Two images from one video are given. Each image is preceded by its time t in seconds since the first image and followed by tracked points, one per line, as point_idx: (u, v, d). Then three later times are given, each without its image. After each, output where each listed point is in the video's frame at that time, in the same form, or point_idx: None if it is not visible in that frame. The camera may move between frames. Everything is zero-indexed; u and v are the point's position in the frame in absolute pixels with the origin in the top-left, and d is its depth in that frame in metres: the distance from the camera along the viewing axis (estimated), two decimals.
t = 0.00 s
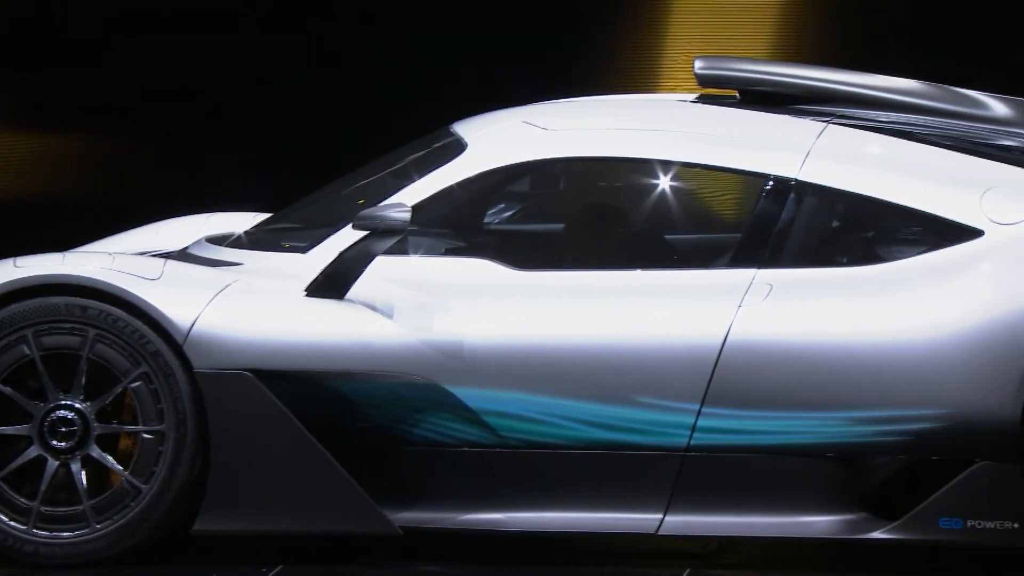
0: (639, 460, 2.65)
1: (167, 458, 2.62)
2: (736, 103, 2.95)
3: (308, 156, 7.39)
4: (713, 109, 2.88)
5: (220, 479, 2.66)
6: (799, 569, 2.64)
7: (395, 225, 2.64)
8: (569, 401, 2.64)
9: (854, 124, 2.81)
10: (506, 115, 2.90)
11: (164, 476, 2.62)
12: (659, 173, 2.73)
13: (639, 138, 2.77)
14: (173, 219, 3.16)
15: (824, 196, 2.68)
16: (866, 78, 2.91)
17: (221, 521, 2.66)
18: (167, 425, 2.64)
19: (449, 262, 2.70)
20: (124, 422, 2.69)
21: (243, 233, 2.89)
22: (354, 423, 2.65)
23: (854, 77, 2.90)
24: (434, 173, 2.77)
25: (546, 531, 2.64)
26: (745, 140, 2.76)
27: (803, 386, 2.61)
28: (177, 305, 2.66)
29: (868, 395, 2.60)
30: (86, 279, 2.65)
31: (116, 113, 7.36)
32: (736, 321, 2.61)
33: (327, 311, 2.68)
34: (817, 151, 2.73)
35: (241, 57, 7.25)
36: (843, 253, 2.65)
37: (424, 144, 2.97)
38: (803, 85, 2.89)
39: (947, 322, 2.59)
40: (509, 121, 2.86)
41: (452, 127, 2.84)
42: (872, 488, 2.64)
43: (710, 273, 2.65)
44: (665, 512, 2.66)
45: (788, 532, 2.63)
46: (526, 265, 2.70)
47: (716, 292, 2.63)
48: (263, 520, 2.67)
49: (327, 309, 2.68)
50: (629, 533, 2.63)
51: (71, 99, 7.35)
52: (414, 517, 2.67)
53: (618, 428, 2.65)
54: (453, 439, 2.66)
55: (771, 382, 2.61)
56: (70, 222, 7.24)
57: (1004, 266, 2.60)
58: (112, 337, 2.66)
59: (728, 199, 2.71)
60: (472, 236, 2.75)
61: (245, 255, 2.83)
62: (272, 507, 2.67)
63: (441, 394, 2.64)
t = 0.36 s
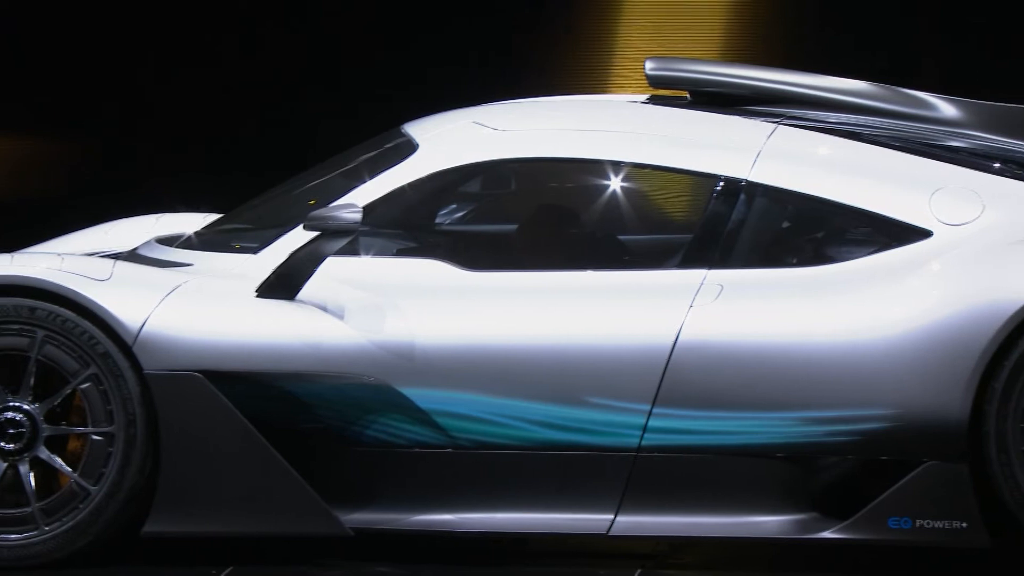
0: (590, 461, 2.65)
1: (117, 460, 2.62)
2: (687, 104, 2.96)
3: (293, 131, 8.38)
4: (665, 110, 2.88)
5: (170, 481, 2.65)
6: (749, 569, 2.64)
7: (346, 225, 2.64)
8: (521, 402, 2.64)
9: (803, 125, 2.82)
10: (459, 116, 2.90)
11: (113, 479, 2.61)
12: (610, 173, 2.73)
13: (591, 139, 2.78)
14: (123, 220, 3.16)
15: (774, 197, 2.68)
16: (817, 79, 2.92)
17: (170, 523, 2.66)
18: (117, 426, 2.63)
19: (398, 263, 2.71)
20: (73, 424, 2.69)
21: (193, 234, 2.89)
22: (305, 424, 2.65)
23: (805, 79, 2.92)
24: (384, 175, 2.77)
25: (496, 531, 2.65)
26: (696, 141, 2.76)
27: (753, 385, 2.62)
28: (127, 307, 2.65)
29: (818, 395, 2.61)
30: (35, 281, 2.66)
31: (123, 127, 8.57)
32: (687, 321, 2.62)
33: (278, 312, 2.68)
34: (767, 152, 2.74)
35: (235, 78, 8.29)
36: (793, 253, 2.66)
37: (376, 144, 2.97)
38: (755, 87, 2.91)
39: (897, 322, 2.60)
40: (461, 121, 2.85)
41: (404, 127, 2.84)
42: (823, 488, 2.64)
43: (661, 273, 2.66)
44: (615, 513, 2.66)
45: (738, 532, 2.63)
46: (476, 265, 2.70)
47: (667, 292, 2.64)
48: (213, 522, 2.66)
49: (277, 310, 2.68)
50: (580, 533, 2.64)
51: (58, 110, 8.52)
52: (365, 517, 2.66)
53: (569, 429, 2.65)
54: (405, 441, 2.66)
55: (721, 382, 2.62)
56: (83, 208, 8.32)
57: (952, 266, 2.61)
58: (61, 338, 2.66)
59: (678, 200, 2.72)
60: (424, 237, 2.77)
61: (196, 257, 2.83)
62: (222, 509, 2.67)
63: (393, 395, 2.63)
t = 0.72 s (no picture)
0: (541, 462, 2.65)
1: (64, 461, 2.62)
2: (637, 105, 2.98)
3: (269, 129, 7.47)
4: (616, 111, 2.89)
5: (118, 482, 2.65)
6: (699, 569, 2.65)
7: (295, 227, 2.63)
8: (471, 403, 2.64)
9: (752, 125, 2.83)
10: (410, 117, 2.91)
11: (60, 481, 2.62)
12: (561, 173, 2.74)
13: (542, 139, 2.78)
14: (70, 220, 3.17)
15: (723, 198, 2.69)
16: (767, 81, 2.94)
17: (118, 525, 2.66)
18: (65, 427, 2.63)
19: (350, 264, 2.70)
20: (20, 425, 2.71)
21: (142, 235, 2.89)
22: (254, 424, 2.64)
23: (755, 80, 2.94)
24: (333, 175, 2.78)
25: (446, 532, 2.65)
26: (647, 142, 2.77)
27: (702, 385, 2.62)
28: (75, 307, 2.66)
29: (768, 396, 2.61)
30: None
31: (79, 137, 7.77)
32: (637, 322, 2.62)
33: (228, 312, 2.67)
34: (717, 153, 2.75)
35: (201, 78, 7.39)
36: (742, 254, 2.67)
37: (325, 144, 2.97)
38: (705, 88, 2.92)
39: (846, 323, 2.61)
40: (410, 122, 2.86)
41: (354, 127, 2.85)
42: (772, 487, 2.65)
43: (610, 275, 2.66)
44: (566, 514, 2.66)
45: (689, 533, 2.64)
46: (429, 266, 2.70)
47: (617, 294, 2.64)
48: (161, 524, 2.66)
49: (226, 311, 2.67)
50: (530, 533, 2.64)
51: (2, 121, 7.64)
52: (317, 518, 2.66)
53: (519, 430, 2.65)
54: (355, 442, 2.65)
55: (670, 382, 2.62)
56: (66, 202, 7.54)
57: (900, 266, 2.62)
58: (8, 339, 2.66)
59: (628, 201, 2.72)
60: (375, 237, 2.76)
61: (145, 258, 2.83)
62: (171, 511, 2.66)
63: (342, 397, 2.63)
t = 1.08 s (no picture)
0: (492, 465, 2.65)
1: (12, 465, 2.63)
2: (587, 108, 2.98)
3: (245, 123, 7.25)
4: (569, 114, 2.89)
5: (67, 487, 2.66)
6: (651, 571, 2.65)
7: (245, 230, 2.62)
8: (422, 406, 2.64)
9: (703, 129, 2.84)
10: (363, 120, 2.91)
11: (8, 485, 2.63)
12: (512, 177, 2.75)
13: (493, 142, 2.78)
14: (18, 224, 3.16)
15: (674, 201, 2.70)
16: (716, 85, 2.96)
17: (67, 529, 2.67)
18: (13, 431, 2.64)
19: (300, 267, 2.70)
20: None
21: (90, 238, 2.89)
22: (205, 427, 2.64)
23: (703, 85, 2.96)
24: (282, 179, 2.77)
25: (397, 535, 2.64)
26: (599, 145, 2.77)
27: (653, 388, 2.63)
28: (24, 312, 2.66)
29: (718, 399, 2.62)
30: None
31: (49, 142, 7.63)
32: (588, 325, 2.62)
33: (179, 317, 2.66)
34: (668, 156, 2.76)
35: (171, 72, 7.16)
36: (692, 258, 2.67)
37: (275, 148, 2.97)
38: (655, 91, 2.94)
39: (795, 326, 2.61)
40: (361, 125, 2.86)
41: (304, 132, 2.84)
42: (722, 490, 2.66)
43: (561, 278, 2.66)
44: (517, 516, 2.66)
45: (640, 535, 2.64)
46: (381, 270, 2.70)
47: (569, 297, 2.65)
48: (110, 528, 2.67)
49: (176, 314, 2.67)
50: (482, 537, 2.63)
51: None
52: (268, 522, 2.65)
53: (469, 433, 2.65)
54: (306, 445, 2.65)
55: (621, 385, 2.63)
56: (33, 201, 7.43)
57: (850, 269, 2.63)
58: None
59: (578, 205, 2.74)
60: (326, 241, 2.77)
61: (93, 261, 2.82)
62: (121, 515, 2.67)
63: (294, 400, 2.62)
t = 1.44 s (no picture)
0: (447, 470, 2.65)
1: None
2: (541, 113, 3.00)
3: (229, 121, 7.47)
4: (524, 118, 2.90)
5: (19, 491, 2.66)
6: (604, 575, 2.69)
7: (198, 233, 2.62)
8: (376, 411, 2.63)
9: (657, 133, 2.85)
10: (315, 123, 2.93)
11: None
12: (466, 181, 2.76)
13: (448, 147, 2.79)
14: None
15: (629, 206, 2.71)
16: (671, 89, 2.97)
17: (18, 535, 2.67)
18: None
19: (253, 271, 2.71)
20: None
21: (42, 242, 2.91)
22: (158, 430, 2.64)
23: (657, 88, 2.97)
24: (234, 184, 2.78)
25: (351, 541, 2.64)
26: (554, 149, 2.78)
27: (607, 392, 2.63)
28: None
29: (673, 403, 2.62)
30: None
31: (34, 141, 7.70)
32: (543, 329, 2.62)
33: (132, 321, 2.66)
34: (622, 160, 2.77)
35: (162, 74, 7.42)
36: (647, 261, 2.68)
37: (229, 152, 2.99)
38: (610, 95, 2.94)
39: (750, 329, 2.61)
40: (315, 129, 2.87)
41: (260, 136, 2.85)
42: (675, 495, 2.66)
43: (516, 282, 2.66)
44: (472, 521, 2.66)
45: (595, 539, 2.63)
46: (334, 274, 2.70)
47: (525, 300, 2.64)
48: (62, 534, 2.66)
49: (128, 318, 2.67)
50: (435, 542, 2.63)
51: None
52: (220, 526, 2.65)
53: (424, 437, 2.65)
54: (259, 450, 2.64)
55: (575, 389, 2.63)
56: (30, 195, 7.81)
57: (804, 273, 2.64)
58: None
59: (533, 209, 2.73)
60: (279, 245, 2.77)
61: (45, 265, 2.82)
62: (72, 521, 2.66)
63: (247, 404, 2.62)
